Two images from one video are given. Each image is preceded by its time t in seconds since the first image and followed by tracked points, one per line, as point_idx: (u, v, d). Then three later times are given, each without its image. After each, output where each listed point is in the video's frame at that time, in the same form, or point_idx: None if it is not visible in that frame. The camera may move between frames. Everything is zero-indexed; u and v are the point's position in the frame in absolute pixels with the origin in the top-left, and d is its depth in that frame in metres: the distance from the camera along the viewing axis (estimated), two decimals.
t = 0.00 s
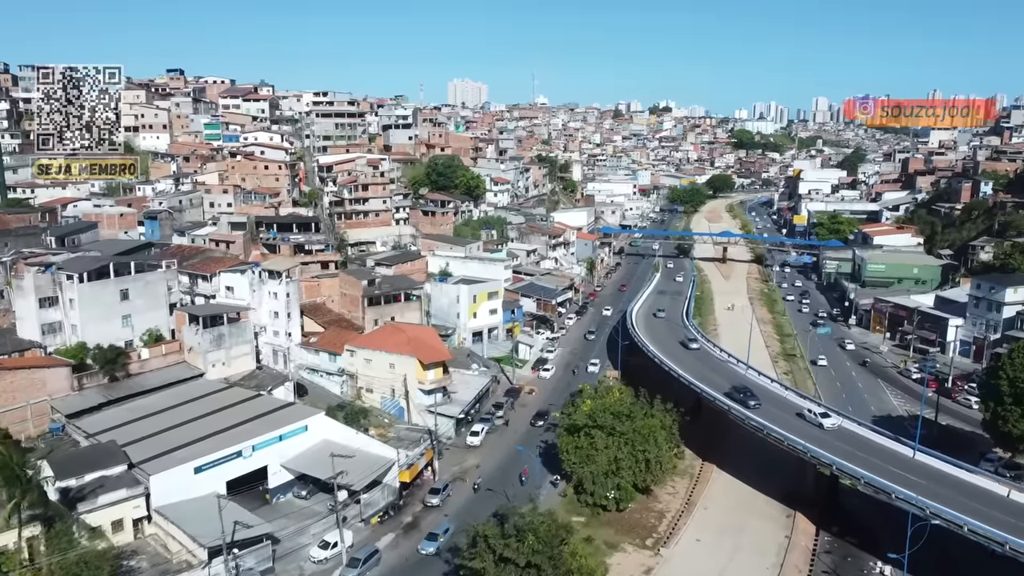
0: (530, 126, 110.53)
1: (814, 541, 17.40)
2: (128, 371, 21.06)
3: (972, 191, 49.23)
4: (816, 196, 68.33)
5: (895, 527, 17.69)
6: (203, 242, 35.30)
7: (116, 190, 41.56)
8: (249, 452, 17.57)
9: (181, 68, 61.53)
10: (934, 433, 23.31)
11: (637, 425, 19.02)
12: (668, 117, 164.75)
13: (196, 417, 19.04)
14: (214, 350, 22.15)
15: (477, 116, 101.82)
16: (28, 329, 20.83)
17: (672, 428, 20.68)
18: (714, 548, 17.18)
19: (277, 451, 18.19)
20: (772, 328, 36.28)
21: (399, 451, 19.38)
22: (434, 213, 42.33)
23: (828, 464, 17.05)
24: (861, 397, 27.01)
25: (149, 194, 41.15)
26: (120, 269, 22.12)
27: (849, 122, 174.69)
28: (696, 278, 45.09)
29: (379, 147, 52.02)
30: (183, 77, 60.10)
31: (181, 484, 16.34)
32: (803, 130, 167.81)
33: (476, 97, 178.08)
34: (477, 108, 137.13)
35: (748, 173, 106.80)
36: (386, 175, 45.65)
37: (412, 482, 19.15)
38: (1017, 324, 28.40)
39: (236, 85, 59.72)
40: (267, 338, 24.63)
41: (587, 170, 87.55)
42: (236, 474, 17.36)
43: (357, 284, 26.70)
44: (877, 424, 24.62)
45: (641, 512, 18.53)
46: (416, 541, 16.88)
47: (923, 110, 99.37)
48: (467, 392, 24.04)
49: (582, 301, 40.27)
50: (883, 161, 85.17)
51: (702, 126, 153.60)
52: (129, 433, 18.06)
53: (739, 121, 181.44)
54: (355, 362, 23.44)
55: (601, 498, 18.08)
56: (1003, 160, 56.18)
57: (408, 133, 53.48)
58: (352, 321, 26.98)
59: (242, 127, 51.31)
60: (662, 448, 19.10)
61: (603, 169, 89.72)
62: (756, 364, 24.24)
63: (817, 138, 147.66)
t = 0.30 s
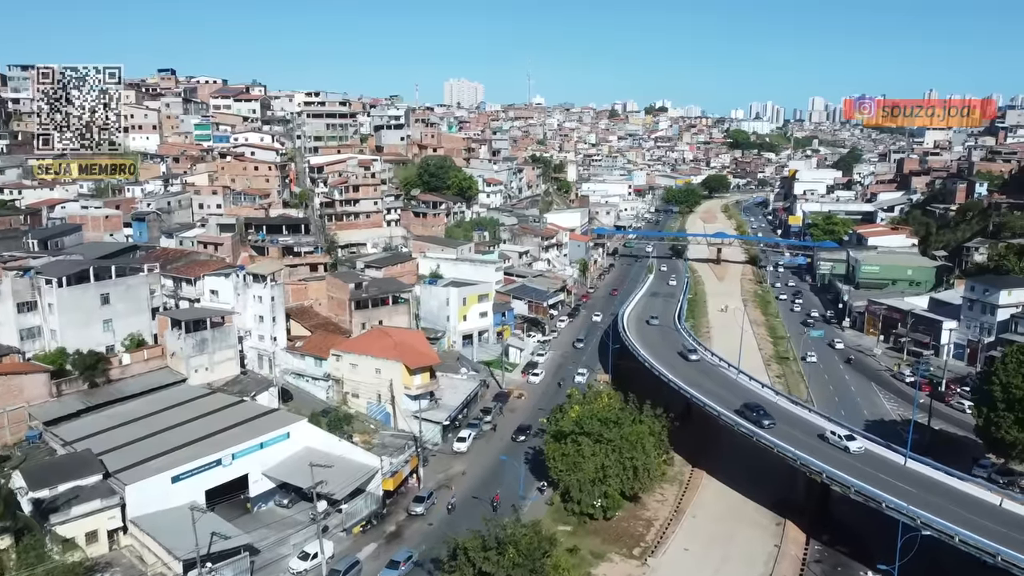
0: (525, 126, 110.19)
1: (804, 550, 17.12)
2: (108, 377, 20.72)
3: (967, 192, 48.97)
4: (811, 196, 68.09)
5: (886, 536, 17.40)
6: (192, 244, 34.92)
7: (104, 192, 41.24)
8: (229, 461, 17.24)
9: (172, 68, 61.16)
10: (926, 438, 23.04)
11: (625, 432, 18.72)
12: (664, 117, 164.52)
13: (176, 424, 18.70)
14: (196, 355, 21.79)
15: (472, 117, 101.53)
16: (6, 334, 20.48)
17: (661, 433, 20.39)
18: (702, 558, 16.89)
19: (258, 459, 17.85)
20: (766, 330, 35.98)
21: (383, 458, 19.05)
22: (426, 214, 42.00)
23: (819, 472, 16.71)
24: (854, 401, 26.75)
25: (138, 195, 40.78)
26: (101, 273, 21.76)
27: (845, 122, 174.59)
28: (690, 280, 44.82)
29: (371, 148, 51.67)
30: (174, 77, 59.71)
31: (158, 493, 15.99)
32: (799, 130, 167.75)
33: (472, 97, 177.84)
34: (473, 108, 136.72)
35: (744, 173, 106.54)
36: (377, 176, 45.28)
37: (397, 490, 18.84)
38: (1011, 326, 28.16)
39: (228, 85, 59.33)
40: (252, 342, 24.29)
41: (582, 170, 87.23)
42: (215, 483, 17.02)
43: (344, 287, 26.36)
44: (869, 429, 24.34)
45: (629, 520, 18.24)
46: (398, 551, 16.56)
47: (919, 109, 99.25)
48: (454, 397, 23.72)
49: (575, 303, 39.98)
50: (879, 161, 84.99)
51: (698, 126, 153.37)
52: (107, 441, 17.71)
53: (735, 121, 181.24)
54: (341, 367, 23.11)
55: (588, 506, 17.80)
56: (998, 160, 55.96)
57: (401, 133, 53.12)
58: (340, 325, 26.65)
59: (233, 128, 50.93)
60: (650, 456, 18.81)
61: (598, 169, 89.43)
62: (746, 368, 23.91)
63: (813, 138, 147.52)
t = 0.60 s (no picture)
0: (524, 126, 109.99)
1: (796, 560, 16.80)
2: (91, 383, 20.40)
3: (965, 193, 48.59)
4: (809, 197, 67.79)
5: (881, 546, 17.08)
6: (183, 246, 34.62)
7: (96, 193, 40.95)
8: (211, 469, 16.91)
9: (167, 68, 60.89)
10: (923, 444, 22.72)
11: (615, 439, 18.38)
12: (663, 117, 164.23)
13: (158, 432, 18.36)
14: (182, 360, 21.47)
15: (470, 117, 101.27)
16: None
17: (653, 441, 20.07)
18: (693, 568, 16.59)
19: (241, 468, 17.53)
20: (762, 333, 35.64)
21: (369, 466, 18.74)
22: (419, 216, 41.70)
23: (811, 481, 16.38)
24: (849, 405, 26.45)
25: (130, 197, 40.49)
26: (84, 277, 21.42)
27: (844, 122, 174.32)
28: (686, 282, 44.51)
29: (365, 149, 51.36)
30: (169, 78, 59.42)
31: (137, 504, 15.65)
32: (797, 130, 167.50)
33: (471, 97, 177.60)
34: (471, 108, 136.55)
35: (742, 173, 106.24)
36: (371, 177, 44.94)
37: (383, 498, 18.53)
38: (1008, 330, 27.87)
39: (222, 85, 59.04)
40: (239, 347, 23.96)
41: (579, 171, 86.92)
42: (197, 492, 16.70)
43: (334, 290, 26.02)
44: (865, 434, 24.01)
45: (619, 530, 17.94)
46: (382, 561, 16.25)
47: (918, 109, 99.05)
48: (444, 402, 23.39)
49: (569, 305, 39.68)
50: (877, 162, 84.72)
51: (697, 125, 153.15)
52: (87, 449, 17.37)
53: (734, 121, 180.92)
54: (329, 372, 22.79)
55: (577, 515, 17.50)
56: (996, 161, 55.60)
57: (395, 134, 52.80)
58: (329, 329, 26.31)
59: (226, 128, 50.62)
60: (641, 463, 18.49)
61: (596, 170, 89.13)
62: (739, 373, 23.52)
63: (813, 138, 147.15)
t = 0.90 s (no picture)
0: (521, 126, 109.69)
1: (788, 571, 16.50)
2: (73, 390, 20.09)
3: (963, 194, 48.23)
4: (807, 198, 67.50)
5: (874, 556, 16.77)
6: (173, 248, 34.31)
7: (87, 194, 40.66)
8: (191, 478, 16.60)
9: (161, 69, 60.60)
10: (918, 450, 22.41)
11: (604, 447, 18.07)
12: (661, 117, 163.94)
13: (139, 440, 18.03)
14: (166, 366, 21.17)
15: (466, 117, 100.98)
16: None
17: (644, 448, 19.74)
18: None
19: (223, 477, 17.22)
20: (757, 336, 35.32)
21: (354, 474, 18.43)
22: (413, 217, 41.39)
23: (804, 492, 16.03)
24: (844, 409, 26.14)
25: (121, 198, 40.18)
26: (67, 281, 21.15)
27: (843, 122, 174.05)
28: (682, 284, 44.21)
29: (359, 150, 51.04)
30: (163, 78, 59.13)
31: (115, 514, 15.33)
32: (796, 130, 167.26)
33: (470, 97, 177.39)
34: (469, 108, 136.17)
35: (740, 174, 105.94)
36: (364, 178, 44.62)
37: (368, 507, 18.25)
38: (1006, 333, 27.59)
39: (216, 86, 58.75)
40: (226, 351, 23.67)
41: (576, 171, 86.64)
42: (177, 502, 16.39)
43: (323, 294, 25.70)
44: (860, 440, 23.71)
45: (608, 539, 17.64)
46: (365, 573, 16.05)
47: (917, 109, 98.97)
48: (433, 407, 23.07)
49: (564, 307, 39.36)
50: (875, 162, 84.45)
51: (695, 125, 152.87)
52: (66, 458, 17.03)
53: (732, 121, 180.62)
54: (316, 377, 22.46)
55: (565, 525, 17.17)
56: (994, 161, 55.24)
57: (390, 135, 52.52)
58: (318, 333, 25.98)
59: (219, 129, 50.28)
60: (631, 471, 18.19)
61: (593, 170, 88.82)
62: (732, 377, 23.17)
63: (812, 138, 146.76)
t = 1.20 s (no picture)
0: (516, 126, 109.36)
1: None
2: (52, 397, 19.73)
3: (956, 195, 47.98)
4: (801, 198, 67.32)
5: (864, 565, 16.51)
6: (160, 250, 33.91)
7: (74, 196, 40.26)
8: (169, 489, 16.22)
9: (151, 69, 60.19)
10: (910, 455, 22.15)
11: (591, 455, 17.75)
12: (656, 117, 163.75)
13: (116, 449, 17.64)
14: (146, 372, 20.76)
15: (460, 117, 100.63)
16: None
17: (632, 454, 19.43)
18: None
19: (202, 486, 16.86)
20: (750, 338, 35.03)
21: (336, 483, 18.11)
22: (403, 219, 41.02)
23: (797, 502, 15.69)
24: (836, 413, 25.87)
25: (108, 200, 39.77)
26: (45, 286, 20.76)
27: (838, 122, 174.08)
28: (675, 285, 43.91)
29: (350, 151, 50.69)
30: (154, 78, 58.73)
31: (89, 526, 14.96)
32: (791, 130, 167.22)
33: (465, 97, 177.12)
34: (463, 108, 135.74)
35: (735, 174, 105.75)
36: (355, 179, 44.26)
37: (350, 516, 17.94)
38: (999, 336, 27.37)
39: (207, 86, 58.37)
40: (209, 356, 23.33)
41: (571, 172, 86.34)
42: (153, 512, 16.01)
43: (308, 298, 25.36)
44: (851, 444, 23.44)
45: (595, 549, 17.33)
46: None
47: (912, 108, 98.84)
48: (419, 413, 22.73)
49: (555, 310, 39.04)
50: (869, 162, 84.34)
51: (690, 125, 152.63)
52: (40, 468, 16.65)
53: (727, 121, 180.46)
54: (301, 383, 22.11)
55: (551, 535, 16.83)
56: (988, 162, 55.01)
57: (381, 135, 52.21)
58: (304, 337, 25.62)
59: (208, 129, 49.88)
60: (618, 479, 17.87)
61: (588, 170, 88.54)
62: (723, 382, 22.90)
63: (807, 138, 146.59)
